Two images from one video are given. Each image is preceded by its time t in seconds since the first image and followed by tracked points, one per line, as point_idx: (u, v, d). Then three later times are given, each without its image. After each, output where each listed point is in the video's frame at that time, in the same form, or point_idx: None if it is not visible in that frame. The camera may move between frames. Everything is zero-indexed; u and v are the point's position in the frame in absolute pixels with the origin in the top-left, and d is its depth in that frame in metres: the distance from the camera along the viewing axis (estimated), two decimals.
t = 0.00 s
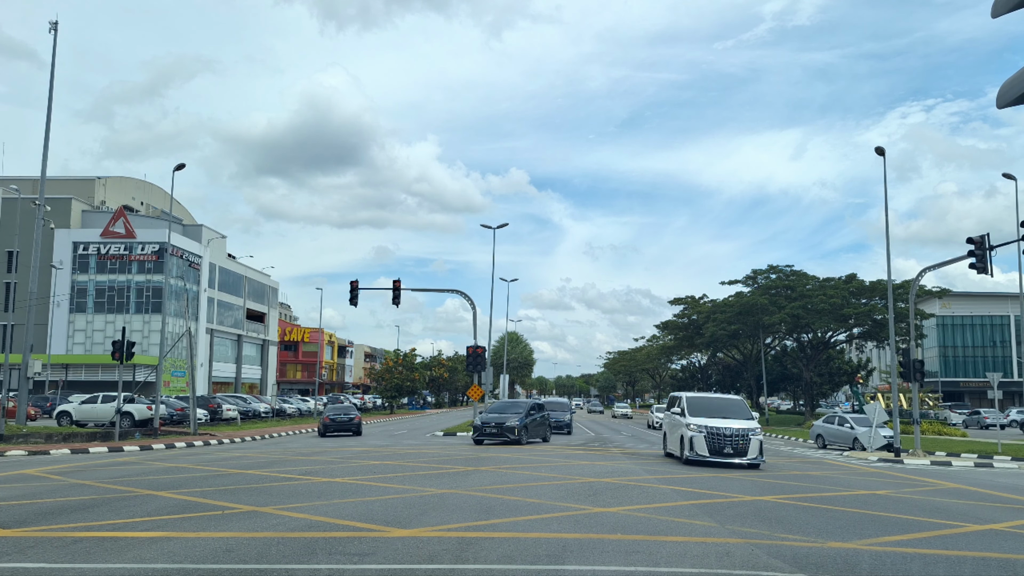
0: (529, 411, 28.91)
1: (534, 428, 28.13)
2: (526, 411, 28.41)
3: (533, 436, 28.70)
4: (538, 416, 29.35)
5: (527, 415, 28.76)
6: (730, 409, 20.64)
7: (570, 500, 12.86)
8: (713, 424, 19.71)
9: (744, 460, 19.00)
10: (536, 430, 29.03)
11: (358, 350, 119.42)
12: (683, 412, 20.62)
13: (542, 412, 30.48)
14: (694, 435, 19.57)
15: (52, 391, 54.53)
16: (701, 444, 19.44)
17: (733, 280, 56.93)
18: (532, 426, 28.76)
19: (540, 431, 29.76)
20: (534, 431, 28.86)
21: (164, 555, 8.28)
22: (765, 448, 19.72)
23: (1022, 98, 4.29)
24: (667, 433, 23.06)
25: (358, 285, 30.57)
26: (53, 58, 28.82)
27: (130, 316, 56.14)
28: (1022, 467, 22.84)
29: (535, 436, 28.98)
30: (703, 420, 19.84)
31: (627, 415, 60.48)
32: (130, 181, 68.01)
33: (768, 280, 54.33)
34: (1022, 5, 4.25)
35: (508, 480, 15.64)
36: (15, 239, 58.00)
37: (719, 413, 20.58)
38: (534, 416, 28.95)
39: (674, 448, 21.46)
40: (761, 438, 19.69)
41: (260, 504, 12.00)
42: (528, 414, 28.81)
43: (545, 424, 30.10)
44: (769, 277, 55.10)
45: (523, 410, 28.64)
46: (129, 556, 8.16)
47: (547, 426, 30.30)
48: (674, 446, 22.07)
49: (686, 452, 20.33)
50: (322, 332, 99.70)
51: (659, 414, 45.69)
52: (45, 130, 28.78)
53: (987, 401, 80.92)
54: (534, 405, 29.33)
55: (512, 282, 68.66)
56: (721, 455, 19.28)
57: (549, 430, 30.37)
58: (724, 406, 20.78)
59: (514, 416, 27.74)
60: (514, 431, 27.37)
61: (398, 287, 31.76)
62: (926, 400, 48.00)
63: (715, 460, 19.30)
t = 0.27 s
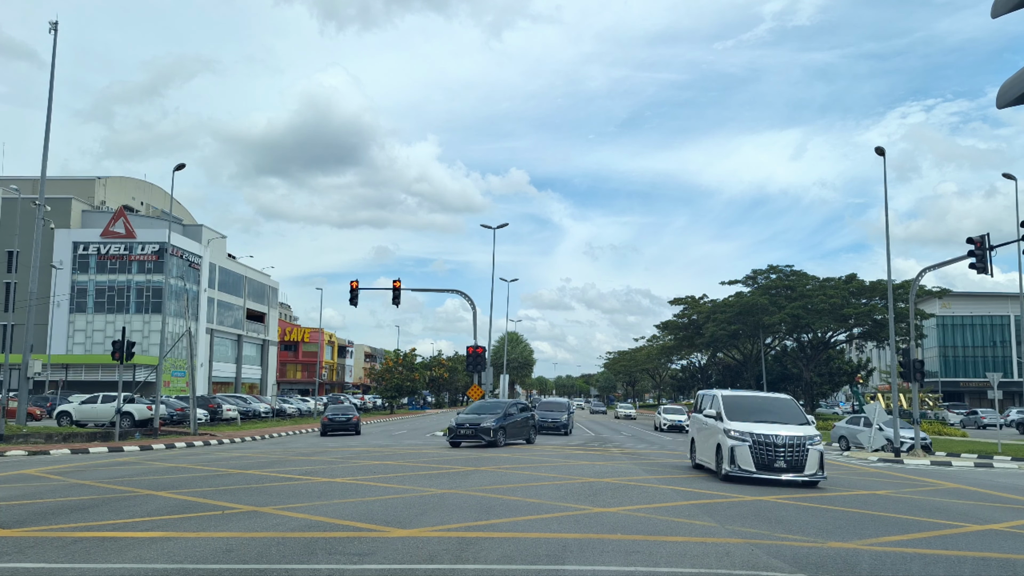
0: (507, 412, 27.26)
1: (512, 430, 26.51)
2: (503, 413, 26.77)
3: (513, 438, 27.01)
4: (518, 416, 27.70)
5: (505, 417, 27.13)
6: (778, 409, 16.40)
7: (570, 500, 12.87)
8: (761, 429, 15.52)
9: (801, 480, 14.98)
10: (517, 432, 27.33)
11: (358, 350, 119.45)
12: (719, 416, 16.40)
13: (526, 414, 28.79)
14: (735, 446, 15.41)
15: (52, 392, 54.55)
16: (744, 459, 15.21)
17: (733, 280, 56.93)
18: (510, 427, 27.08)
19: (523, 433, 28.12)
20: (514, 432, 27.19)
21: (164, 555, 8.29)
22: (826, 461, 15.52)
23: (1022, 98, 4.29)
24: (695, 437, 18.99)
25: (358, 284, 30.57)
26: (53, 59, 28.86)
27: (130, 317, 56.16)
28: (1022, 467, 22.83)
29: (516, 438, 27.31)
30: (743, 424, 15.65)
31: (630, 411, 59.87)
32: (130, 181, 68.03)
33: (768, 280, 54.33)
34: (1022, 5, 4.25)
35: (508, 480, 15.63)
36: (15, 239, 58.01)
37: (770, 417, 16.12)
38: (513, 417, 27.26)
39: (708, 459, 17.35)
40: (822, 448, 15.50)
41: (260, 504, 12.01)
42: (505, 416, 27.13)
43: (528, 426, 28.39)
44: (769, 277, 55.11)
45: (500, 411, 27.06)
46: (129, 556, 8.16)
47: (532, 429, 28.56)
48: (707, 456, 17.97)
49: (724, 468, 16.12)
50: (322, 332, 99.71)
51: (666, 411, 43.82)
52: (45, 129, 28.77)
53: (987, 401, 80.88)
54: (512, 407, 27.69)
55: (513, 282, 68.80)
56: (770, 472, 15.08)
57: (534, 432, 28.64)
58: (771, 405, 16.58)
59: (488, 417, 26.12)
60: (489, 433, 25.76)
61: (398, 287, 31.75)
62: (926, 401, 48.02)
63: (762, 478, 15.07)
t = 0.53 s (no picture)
0: (478, 414, 25.73)
1: (486, 431, 25.00)
2: (475, 414, 25.23)
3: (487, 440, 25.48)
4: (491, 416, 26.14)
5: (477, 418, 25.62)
6: (868, 417, 12.48)
7: (570, 500, 12.86)
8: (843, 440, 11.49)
9: (899, 511, 10.96)
10: (491, 434, 25.83)
11: (358, 350, 119.45)
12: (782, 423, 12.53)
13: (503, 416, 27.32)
14: (807, 462, 11.40)
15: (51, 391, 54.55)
16: (821, 478, 11.24)
17: (733, 280, 56.92)
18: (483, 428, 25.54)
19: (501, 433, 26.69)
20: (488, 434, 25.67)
21: (164, 555, 8.29)
22: (928, 486, 11.49)
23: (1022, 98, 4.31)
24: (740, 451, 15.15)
25: (358, 285, 30.57)
26: (53, 59, 28.88)
27: (130, 316, 56.16)
28: (1022, 467, 22.83)
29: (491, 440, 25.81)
30: (817, 433, 11.71)
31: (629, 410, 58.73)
32: (130, 181, 68.04)
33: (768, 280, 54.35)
34: (1023, 4, 4.26)
35: (508, 480, 15.63)
36: (15, 239, 58.02)
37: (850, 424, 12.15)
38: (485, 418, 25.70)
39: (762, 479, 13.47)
40: (926, 468, 11.43)
41: (260, 504, 12.01)
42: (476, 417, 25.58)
43: (505, 427, 26.97)
44: (769, 277, 55.12)
45: (470, 413, 25.50)
46: (129, 556, 8.16)
47: (509, 430, 27.13)
48: (758, 476, 13.86)
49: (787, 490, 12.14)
50: (323, 332, 99.71)
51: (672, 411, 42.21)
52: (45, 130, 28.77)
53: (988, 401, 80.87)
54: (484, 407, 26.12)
55: (513, 282, 68.82)
56: (856, 500, 11.03)
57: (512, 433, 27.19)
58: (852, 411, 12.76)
59: (458, 419, 24.61)
60: (459, 436, 24.26)
61: (398, 287, 31.77)
62: (926, 401, 48.01)
63: (847, 507, 11.03)
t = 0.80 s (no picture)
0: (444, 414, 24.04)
1: (451, 432, 23.44)
2: (440, 415, 23.59)
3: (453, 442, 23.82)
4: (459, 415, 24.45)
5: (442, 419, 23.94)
6: None
7: (570, 500, 12.87)
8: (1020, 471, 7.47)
9: None
10: (458, 436, 24.16)
11: (358, 350, 119.49)
12: (907, 435, 8.57)
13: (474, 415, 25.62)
14: (962, 499, 7.42)
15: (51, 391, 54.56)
16: (985, 523, 7.22)
17: (733, 280, 56.94)
18: (449, 430, 23.89)
19: (471, 435, 25.03)
20: (454, 436, 23.99)
21: (164, 555, 8.29)
22: None
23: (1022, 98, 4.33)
24: (820, 471, 10.85)
25: (358, 285, 30.56)
26: (53, 59, 28.88)
27: (130, 316, 56.15)
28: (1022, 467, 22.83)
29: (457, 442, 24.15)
30: (973, 455, 7.81)
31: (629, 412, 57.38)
32: (130, 181, 68.04)
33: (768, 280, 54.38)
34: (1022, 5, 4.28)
35: (508, 480, 15.64)
36: (15, 239, 58.01)
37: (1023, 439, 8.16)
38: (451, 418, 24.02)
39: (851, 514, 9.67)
40: None
41: (260, 504, 12.01)
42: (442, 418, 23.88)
43: (476, 428, 25.26)
44: (769, 277, 55.15)
45: (436, 414, 23.82)
46: (129, 556, 8.17)
47: (481, 430, 25.44)
48: (852, 512, 9.75)
49: (920, 540, 8.03)
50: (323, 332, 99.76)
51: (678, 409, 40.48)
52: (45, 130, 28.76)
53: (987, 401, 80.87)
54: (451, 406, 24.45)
55: (513, 282, 68.83)
56: None
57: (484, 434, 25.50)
58: None
59: (420, 420, 22.98)
60: (422, 438, 22.65)
61: (398, 287, 31.77)
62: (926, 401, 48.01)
63: None
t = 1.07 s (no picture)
0: (402, 416, 22.41)
1: (407, 436, 21.89)
2: (396, 417, 21.99)
3: (411, 446, 22.18)
4: (419, 417, 22.81)
5: (400, 421, 22.33)
6: None
7: (570, 500, 12.87)
8: None
9: None
10: (418, 439, 22.53)
11: (358, 350, 119.52)
12: None
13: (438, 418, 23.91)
14: None
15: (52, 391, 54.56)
16: None
17: (733, 280, 56.93)
18: (407, 433, 22.28)
19: (435, 438, 23.36)
20: (413, 439, 22.34)
21: (164, 555, 8.28)
22: None
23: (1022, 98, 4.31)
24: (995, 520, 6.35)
25: (358, 285, 30.55)
26: (53, 59, 28.86)
27: (130, 316, 56.15)
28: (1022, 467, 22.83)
29: (417, 446, 22.52)
30: None
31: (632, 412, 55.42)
32: (130, 181, 68.03)
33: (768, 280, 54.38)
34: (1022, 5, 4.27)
35: (508, 480, 15.65)
36: (15, 239, 57.99)
37: None
38: (410, 421, 22.38)
39: (952, 550, 7.08)
40: None
41: (259, 504, 12.00)
42: (400, 420, 22.26)
43: (440, 430, 23.58)
44: (769, 277, 55.14)
45: (393, 416, 22.20)
46: (129, 556, 8.16)
47: (446, 433, 23.74)
48: None
49: None
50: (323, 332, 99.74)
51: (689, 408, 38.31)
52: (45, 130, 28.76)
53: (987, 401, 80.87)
54: (411, 407, 22.80)
55: (512, 282, 68.83)
56: None
57: (448, 436, 23.78)
58: None
59: (375, 423, 21.44)
60: (375, 442, 21.12)
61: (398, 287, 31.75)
62: (926, 401, 47.99)
63: None
